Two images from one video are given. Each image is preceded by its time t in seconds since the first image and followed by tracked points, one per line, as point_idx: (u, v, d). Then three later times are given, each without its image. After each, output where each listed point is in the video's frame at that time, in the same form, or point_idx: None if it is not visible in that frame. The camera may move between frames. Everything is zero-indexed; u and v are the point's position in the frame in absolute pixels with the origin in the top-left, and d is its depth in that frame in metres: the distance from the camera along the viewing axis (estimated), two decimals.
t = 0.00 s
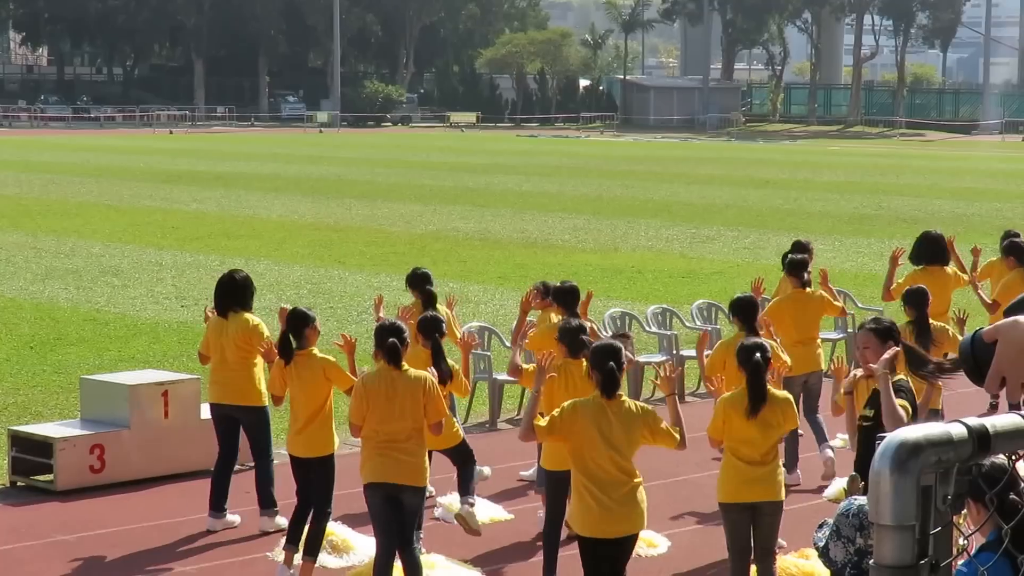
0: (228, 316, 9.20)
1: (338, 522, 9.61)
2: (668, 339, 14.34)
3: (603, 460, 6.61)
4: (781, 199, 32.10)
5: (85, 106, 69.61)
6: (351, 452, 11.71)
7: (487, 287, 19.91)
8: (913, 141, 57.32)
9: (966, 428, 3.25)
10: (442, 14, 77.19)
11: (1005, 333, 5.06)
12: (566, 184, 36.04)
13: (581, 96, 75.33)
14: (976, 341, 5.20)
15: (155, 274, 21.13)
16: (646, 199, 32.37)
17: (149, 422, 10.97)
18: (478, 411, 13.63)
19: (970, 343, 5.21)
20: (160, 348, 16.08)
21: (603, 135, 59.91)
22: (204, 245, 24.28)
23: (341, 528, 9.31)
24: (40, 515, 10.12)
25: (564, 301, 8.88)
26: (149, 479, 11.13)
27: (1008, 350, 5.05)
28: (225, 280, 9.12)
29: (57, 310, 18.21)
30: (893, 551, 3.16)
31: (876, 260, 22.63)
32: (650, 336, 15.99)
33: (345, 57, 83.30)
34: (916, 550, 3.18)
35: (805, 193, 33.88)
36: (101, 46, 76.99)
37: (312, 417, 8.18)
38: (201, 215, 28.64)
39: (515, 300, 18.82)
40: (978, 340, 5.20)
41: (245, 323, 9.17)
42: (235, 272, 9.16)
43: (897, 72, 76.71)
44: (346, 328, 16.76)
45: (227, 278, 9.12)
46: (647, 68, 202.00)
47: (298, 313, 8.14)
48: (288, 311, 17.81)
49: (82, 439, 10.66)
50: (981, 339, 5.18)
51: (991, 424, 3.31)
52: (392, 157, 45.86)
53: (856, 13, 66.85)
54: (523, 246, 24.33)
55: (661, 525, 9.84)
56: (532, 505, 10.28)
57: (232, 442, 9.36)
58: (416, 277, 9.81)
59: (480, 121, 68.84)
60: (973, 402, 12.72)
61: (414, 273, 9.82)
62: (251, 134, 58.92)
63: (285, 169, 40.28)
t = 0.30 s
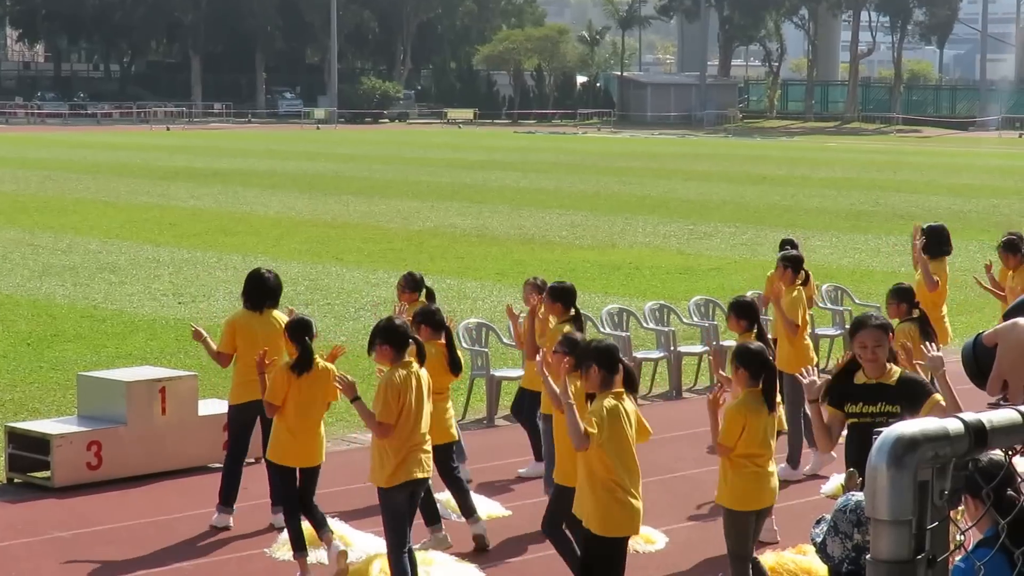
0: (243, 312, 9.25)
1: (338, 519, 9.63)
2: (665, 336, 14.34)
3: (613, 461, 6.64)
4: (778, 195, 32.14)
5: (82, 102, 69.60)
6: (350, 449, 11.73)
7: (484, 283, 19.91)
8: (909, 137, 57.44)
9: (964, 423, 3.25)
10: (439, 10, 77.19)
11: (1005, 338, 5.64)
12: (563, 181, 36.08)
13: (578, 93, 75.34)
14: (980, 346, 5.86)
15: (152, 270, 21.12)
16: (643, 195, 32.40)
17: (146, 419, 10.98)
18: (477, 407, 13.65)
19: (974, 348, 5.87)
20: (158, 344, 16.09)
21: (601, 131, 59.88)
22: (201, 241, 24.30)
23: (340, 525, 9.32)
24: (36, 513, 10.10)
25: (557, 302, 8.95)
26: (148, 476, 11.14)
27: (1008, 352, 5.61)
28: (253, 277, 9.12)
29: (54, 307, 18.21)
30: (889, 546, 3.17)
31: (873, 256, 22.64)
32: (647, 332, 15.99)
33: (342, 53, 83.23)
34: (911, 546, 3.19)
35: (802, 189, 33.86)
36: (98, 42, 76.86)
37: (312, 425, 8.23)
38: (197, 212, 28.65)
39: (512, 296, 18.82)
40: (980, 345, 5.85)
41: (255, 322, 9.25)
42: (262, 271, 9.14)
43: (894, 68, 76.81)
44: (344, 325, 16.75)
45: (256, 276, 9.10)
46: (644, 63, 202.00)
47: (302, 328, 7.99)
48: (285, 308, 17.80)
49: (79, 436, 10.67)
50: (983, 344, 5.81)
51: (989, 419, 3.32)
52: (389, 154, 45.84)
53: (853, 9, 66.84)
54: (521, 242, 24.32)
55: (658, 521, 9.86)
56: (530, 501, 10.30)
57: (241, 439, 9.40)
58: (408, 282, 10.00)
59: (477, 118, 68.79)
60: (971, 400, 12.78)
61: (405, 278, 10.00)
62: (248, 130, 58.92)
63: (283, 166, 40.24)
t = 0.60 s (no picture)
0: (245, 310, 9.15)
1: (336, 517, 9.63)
2: (663, 334, 14.33)
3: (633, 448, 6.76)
4: (775, 194, 32.16)
5: (80, 101, 69.51)
6: (347, 447, 11.73)
7: (482, 282, 19.89)
8: (906, 135, 57.44)
9: (960, 419, 3.25)
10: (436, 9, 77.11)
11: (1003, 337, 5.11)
12: (561, 179, 36.08)
13: (575, 91, 75.30)
14: (975, 351, 5.33)
15: (149, 269, 21.10)
16: (641, 194, 32.40)
17: (143, 418, 11.00)
18: (474, 405, 13.66)
19: (970, 353, 5.33)
20: (155, 343, 16.08)
21: (598, 130, 59.86)
22: (199, 240, 24.29)
23: (337, 524, 9.32)
24: (34, 513, 10.09)
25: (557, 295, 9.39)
26: (145, 475, 11.13)
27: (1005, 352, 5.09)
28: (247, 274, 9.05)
29: (51, 306, 18.19)
30: (885, 543, 3.17)
31: (871, 254, 22.65)
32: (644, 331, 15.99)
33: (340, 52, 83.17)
34: (909, 542, 3.19)
35: (800, 187, 33.84)
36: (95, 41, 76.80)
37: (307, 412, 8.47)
38: (195, 210, 28.64)
39: (510, 295, 18.79)
40: (976, 351, 5.32)
41: (258, 316, 9.13)
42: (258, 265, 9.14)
43: (891, 67, 76.82)
44: (341, 324, 16.74)
45: (251, 271, 9.08)
46: (641, 61, 201.70)
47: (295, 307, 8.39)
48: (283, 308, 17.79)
49: (77, 435, 10.67)
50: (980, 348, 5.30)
51: (985, 416, 3.32)
52: (386, 153, 45.85)
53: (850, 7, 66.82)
54: (518, 241, 24.32)
55: (654, 520, 9.87)
56: (527, 500, 10.30)
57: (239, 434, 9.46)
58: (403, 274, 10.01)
59: (474, 116, 68.77)
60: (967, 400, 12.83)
61: (401, 271, 10.00)
62: (245, 129, 58.91)
63: (281, 164, 40.21)
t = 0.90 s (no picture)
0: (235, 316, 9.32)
1: (333, 520, 9.63)
2: (660, 337, 14.33)
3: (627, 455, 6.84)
4: (773, 197, 32.18)
5: (77, 103, 69.50)
6: (344, 450, 11.72)
7: (479, 285, 19.90)
8: (904, 138, 57.47)
9: (954, 421, 3.26)
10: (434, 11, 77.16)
11: (1002, 331, 5.48)
12: (559, 182, 36.09)
13: (573, 93, 75.36)
14: (972, 345, 5.74)
15: (146, 272, 21.12)
16: (638, 196, 32.41)
17: (141, 421, 11.00)
18: (472, 407, 13.68)
19: (966, 346, 5.75)
20: (152, 346, 16.08)
21: (596, 133, 59.89)
22: (197, 242, 24.31)
23: (335, 527, 9.33)
24: (31, 514, 10.12)
25: (547, 296, 9.35)
26: (142, 477, 11.14)
27: (1004, 345, 5.46)
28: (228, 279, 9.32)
29: (48, 308, 18.21)
30: (879, 546, 3.18)
31: (868, 257, 22.66)
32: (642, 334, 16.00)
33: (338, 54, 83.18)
34: (902, 545, 3.20)
35: (797, 190, 33.86)
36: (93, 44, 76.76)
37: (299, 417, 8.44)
38: (193, 213, 28.65)
39: (507, 298, 18.81)
40: (973, 344, 5.72)
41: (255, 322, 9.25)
42: (235, 271, 9.39)
43: (889, 69, 76.85)
44: (339, 327, 16.74)
45: (231, 276, 9.34)
46: (639, 65, 201.24)
47: (287, 314, 8.40)
48: (280, 310, 17.81)
49: (74, 438, 10.68)
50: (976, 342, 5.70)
51: (978, 418, 3.32)
52: (383, 155, 45.86)
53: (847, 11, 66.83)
54: (516, 243, 24.33)
55: (651, 522, 9.87)
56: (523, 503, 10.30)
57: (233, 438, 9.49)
58: (401, 281, 10.01)
59: (472, 119, 68.77)
60: (959, 403, 12.91)
61: (399, 277, 10.00)
62: (243, 132, 58.92)
63: (278, 167, 40.21)
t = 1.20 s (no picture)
0: (221, 321, 9.48)
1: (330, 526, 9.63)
2: (657, 343, 14.33)
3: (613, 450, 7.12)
4: (770, 203, 32.17)
5: (74, 109, 69.36)
6: (342, 456, 11.70)
7: (476, 291, 19.90)
8: (901, 144, 57.47)
9: (948, 431, 3.26)
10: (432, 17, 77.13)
11: (993, 347, 5.67)
12: (556, 188, 36.07)
13: (570, 99, 75.32)
14: (965, 361, 5.99)
15: (143, 278, 21.10)
16: (635, 203, 32.40)
17: (139, 427, 10.96)
18: (469, 413, 13.68)
19: (960, 363, 6.00)
20: (149, 352, 16.05)
21: (593, 139, 59.86)
22: (194, 248, 24.28)
23: (333, 533, 9.34)
24: (28, 519, 10.14)
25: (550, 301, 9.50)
26: (139, 483, 11.12)
27: (995, 361, 5.66)
28: (217, 287, 9.40)
29: (45, 314, 18.18)
30: (873, 554, 3.18)
31: (866, 263, 22.67)
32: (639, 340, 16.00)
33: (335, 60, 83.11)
34: (897, 553, 3.20)
35: (795, 197, 33.86)
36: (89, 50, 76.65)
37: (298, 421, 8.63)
38: (189, 219, 28.62)
39: (505, 304, 18.80)
40: (966, 360, 5.99)
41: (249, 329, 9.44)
42: (223, 277, 9.50)
43: (886, 75, 76.84)
44: (336, 333, 16.74)
45: (219, 283, 9.43)
46: (636, 72, 201.13)
47: (289, 322, 8.53)
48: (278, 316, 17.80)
49: (70, 443, 10.66)
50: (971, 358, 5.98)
51: (972, 427, 3.32)
52: (380, 161, 45.79)
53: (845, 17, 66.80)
54: (513, 250, 24.32)
55: (650, 528, 9.87)
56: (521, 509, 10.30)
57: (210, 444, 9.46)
58: (401, 285, 10.03)
59: (470, 125, 68.74)
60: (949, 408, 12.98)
61: (399, 280, 10.01)
62: (239, 137, 58.86)
63: (276, 173, 40.16)
